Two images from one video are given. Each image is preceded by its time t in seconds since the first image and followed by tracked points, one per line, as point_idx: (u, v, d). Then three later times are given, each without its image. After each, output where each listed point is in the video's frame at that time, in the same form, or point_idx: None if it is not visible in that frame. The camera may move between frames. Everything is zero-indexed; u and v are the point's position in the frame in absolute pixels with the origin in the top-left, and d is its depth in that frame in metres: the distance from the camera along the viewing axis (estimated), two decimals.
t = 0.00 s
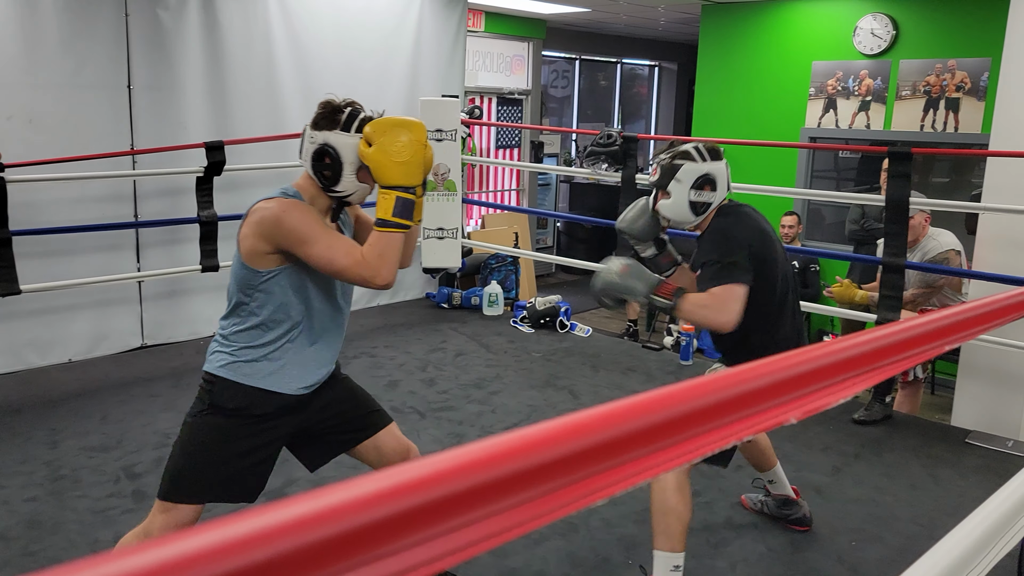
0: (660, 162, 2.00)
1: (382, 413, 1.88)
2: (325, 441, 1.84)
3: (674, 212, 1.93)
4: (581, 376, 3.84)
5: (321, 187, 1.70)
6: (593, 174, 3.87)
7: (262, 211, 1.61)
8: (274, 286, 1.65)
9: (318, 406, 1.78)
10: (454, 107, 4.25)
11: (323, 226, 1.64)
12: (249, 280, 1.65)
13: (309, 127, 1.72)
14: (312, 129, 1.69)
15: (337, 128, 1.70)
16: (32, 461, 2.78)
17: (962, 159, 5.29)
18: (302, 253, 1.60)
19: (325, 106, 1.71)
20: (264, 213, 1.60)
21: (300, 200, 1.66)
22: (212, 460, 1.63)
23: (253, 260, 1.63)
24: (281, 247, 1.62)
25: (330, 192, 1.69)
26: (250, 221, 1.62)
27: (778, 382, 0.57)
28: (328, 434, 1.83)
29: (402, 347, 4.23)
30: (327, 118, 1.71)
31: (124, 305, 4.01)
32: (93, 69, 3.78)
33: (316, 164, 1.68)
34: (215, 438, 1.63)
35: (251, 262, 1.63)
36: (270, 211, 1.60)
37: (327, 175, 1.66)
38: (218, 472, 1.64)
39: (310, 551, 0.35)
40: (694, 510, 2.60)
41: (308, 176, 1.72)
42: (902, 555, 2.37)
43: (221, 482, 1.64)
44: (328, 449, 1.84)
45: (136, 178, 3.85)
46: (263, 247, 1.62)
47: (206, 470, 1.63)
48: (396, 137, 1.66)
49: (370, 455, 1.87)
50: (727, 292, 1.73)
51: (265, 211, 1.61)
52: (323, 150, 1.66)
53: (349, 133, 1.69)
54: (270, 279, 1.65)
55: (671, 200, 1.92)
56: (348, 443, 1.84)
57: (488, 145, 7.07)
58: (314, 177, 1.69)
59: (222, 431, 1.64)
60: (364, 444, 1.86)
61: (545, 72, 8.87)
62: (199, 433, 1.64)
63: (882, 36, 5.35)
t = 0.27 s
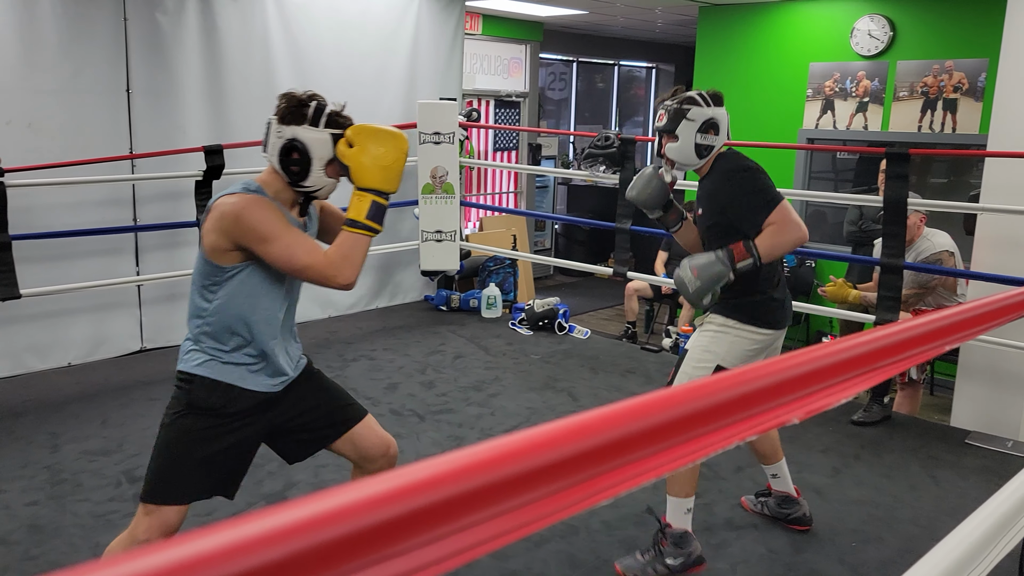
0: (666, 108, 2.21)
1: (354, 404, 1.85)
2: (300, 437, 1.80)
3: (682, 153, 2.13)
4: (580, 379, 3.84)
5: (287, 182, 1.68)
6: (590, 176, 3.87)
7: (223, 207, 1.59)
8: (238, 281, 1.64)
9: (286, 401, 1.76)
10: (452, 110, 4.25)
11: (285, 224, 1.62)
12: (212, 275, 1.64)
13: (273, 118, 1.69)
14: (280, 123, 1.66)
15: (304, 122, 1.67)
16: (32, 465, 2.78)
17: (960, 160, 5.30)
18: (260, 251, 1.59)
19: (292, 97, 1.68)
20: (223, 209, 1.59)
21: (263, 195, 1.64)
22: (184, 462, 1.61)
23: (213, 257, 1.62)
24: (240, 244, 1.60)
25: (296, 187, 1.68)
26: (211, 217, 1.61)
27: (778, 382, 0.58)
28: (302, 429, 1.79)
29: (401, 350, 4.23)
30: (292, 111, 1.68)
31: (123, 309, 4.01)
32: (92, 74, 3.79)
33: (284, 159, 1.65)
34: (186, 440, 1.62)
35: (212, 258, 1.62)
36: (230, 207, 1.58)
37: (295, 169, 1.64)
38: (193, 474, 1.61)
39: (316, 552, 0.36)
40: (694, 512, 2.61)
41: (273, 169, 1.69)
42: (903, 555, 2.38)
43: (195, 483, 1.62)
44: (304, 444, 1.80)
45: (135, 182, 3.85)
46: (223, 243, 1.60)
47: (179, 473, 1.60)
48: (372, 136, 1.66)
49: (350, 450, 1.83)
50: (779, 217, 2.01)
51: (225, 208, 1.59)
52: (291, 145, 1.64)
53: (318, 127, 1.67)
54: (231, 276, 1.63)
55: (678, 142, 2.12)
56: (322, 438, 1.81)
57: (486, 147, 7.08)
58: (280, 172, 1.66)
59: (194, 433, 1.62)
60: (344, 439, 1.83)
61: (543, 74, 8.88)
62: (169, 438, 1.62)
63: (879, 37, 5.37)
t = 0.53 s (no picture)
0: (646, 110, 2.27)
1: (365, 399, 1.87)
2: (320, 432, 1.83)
3: (661, 157, 2.20)
4: (582, 381, 3.85)
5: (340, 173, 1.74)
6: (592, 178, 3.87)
7: (283, 193, 1.65)
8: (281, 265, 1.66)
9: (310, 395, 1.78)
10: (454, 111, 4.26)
11: (341, 210, 1.69)
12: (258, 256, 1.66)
13: (326, 112, 1.75)
14: (334, 119, 1.72)
15: (358, 117, 1.74)
16: (37, 467, 2.79)
17: (963, 161, 5.30)
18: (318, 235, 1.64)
19: (342, 95, 1.75)
20: (283, 194, 1.64)
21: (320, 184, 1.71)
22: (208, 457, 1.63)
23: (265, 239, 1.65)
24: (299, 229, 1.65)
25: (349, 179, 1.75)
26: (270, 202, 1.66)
27: (791, 382, 0.58)
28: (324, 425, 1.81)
29: (403, 352, 4.24)
30: (345, 107, 1.74)
31: (126, 312, 4.02)
32: (96, 77, 3.81)
33: (338, 152, 1.72)
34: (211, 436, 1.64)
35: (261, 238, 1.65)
36: (291, 192, 1.64)
37: (350, 162, 1.71)
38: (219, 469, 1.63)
39: (338, 549, 0.37)
40: (698, 514, 2.61)
41: (324, 159, 1.75)
42: (906, 557, 2.38)
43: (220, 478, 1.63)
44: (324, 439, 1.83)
45: (138, 185, 3.87)
46: (281, 228, 1.64)
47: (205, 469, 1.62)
48: (428, 130, 1.74)
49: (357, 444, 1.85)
50: (739, 232, 2.13)
51: (285, 193, 1.65)
52: (347, 138, 1.71)
53: (370, 121, 1.73)
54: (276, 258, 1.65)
55: (660, 147, 2.19)
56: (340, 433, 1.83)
57: (488, 149, 7.09)
58: (336, 165, 1.73)
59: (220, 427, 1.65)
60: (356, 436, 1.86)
61: (545, 76, 8.90)
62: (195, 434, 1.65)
63: (882, 38, 5.37)
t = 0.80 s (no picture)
0: (615, 118, 2.34)
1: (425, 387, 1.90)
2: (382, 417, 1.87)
3: (634, 162, 2.30)
4: (587, 382, 3.85)
5: (359, 181, 1.78)
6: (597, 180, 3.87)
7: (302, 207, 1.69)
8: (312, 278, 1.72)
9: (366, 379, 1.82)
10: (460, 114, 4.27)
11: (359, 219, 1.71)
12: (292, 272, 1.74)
13: (343, 122, 1.78)
14: (351, 128, 1.76)
15: (373, 124, 1.77)
16: (44, 468, 2.80)
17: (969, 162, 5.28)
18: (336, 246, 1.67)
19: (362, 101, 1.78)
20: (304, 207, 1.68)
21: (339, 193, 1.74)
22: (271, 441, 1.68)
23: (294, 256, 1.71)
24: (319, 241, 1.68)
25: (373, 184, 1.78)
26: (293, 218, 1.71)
27: (803, 383, 0.58)
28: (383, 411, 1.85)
29: (408, 354, 4.24)
30: (360, 114, 1.77)
31: (133, 314, 4.04)
32: (102, 80, 3.82)
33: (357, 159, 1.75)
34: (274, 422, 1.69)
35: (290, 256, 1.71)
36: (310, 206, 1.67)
37: (369, 171, 1.74)
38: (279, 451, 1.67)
39: (353, 549, 0.37)
40: (703, 515, 2.60)
41: (344, 167, 1.79)
42: (913, 559, 2.37)
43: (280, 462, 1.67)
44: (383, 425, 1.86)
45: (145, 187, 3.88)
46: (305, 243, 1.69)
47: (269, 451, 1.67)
48: (439, 136, 1.77)
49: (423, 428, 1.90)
50: (666, 241, 2.17)
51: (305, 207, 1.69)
52: (364, 147, 1.74)
53: (386, 128, 1.77)
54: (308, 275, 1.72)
55: (632, 153, 2.27)
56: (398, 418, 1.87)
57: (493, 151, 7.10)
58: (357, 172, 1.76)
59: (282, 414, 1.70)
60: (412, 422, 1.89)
61: (549, 79, 8.91)
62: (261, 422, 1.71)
63: (887, 39, 5.36)
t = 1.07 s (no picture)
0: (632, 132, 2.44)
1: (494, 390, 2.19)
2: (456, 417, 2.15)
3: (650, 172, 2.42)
4: (592, 384, 3.85)
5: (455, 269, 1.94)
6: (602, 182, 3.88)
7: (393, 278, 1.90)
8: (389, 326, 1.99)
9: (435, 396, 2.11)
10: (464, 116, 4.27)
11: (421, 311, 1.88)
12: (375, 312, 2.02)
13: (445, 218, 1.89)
14: (451, 225, 1.86)
15: (472, 223, 1.85)
16: (52, 468, 2.81)
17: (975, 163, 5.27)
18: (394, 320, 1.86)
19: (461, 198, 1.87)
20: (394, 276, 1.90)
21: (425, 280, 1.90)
22: (359, 422, 1.97)
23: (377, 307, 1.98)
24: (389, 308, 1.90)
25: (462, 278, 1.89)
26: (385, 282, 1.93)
27: (811, 383, 0.58)
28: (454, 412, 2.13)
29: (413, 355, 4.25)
30: (462, 213, 1.86)
31: (140, 315, 4.05)
32: (109, 82, 3.84)
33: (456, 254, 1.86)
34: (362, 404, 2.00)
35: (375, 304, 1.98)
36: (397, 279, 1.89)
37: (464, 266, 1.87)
38: (365, 433, 1.96)
39: (368, 545, 0.37)
40: (708, 517, 2.60)
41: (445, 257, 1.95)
42: (919, 561, 2.36)
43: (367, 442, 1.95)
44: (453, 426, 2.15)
45: (151, 189, 3.89)
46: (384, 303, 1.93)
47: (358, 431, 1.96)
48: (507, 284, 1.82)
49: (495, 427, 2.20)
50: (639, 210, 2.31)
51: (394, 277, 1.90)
52: (461, 246, 1.85)
53: (483, 226, 1.85)
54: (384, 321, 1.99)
55: (650, 163, 2.42)
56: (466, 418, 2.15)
57: (498, 153, 7.11)
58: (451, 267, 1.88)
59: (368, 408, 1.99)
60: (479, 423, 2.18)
61: (554, 81, 8.92)
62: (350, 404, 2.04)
63: (892, 41, 5.36)
